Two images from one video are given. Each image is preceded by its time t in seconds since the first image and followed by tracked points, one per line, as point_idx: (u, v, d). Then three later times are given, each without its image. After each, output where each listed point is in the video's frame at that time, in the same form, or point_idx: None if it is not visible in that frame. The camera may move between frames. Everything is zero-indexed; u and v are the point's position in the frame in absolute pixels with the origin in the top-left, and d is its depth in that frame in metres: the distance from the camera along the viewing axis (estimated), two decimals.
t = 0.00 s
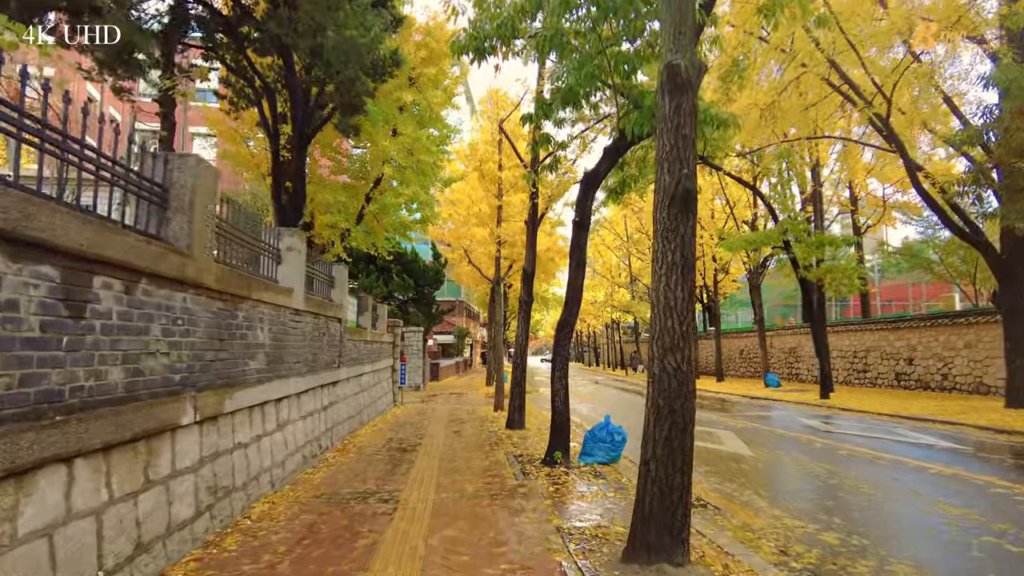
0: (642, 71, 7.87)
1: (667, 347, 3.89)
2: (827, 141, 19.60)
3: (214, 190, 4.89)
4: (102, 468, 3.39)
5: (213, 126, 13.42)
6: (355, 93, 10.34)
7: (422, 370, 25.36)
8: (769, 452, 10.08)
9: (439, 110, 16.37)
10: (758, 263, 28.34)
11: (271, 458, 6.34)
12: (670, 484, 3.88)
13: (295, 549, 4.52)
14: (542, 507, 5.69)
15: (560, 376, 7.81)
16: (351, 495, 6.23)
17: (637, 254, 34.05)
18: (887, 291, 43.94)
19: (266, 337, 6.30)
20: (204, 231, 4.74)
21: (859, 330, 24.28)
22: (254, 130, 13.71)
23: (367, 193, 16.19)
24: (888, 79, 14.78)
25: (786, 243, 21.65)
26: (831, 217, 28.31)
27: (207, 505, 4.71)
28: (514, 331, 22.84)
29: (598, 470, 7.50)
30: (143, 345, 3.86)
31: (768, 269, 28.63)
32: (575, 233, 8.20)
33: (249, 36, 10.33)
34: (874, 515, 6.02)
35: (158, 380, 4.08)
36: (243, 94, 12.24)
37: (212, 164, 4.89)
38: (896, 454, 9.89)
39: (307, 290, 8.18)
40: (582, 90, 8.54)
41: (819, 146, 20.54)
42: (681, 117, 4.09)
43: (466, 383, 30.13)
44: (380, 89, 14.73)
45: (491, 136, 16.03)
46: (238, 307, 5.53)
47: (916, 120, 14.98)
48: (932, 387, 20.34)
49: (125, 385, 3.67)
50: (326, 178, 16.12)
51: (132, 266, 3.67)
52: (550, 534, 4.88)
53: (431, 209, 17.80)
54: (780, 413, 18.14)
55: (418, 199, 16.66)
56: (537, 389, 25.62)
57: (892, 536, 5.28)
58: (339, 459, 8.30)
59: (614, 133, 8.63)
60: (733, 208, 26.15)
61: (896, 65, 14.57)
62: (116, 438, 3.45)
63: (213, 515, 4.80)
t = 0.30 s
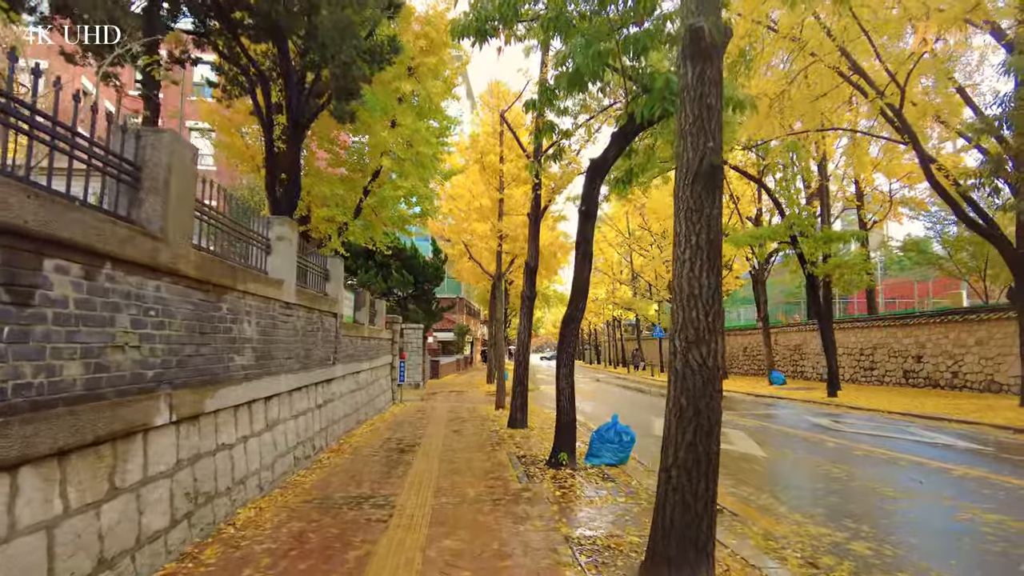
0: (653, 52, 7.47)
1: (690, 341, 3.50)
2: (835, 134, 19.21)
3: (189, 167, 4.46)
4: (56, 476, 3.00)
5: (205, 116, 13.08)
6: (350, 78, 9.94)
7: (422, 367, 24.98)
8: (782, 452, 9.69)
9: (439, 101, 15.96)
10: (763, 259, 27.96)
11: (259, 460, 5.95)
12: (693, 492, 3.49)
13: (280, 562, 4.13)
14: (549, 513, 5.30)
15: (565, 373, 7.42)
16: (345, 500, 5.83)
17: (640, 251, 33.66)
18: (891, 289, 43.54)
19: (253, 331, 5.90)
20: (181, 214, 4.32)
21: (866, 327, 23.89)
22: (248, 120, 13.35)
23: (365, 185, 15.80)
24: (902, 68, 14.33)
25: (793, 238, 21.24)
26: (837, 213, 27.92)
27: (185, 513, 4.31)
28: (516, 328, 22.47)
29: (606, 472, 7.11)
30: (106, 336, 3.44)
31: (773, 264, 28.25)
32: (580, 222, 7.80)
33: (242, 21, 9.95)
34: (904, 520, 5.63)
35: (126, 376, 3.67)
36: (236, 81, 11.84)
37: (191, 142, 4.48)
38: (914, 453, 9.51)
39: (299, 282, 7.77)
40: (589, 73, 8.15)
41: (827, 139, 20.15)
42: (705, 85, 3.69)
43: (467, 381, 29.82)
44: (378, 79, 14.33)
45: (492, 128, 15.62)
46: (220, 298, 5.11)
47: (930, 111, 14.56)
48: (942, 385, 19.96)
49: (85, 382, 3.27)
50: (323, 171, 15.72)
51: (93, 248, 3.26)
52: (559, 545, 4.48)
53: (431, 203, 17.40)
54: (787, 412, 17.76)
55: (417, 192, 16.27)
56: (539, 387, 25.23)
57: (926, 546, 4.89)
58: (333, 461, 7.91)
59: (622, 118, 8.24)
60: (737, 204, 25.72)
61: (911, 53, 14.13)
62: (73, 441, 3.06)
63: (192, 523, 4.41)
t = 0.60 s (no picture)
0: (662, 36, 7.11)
1: (712, 343, 3.13)
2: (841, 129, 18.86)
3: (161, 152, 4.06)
4: None
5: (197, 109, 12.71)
6: (345, 67, 9.56)
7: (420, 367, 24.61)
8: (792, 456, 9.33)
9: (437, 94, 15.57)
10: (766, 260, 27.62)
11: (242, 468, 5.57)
12: (716, 511, 3.12)
13: None
14: (552, 528, 4.92)
15: (568, 374, 7.05)
16: (334, 512, 5.46)
17: (641, 249, 33.32)
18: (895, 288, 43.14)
19: (236, 331, 5.51)
20: (150, 203, 3.90)
21: (871, 327, 23.51)
22: (241, 114, 12.98)
23: (362, 181, 15.43)
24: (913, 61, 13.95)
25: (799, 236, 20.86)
26: (841, 211, 27.57)
27: (154, 531, 3.92)
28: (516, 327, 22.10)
29: (611, 480, 6.74)
30: (56, 338, 3.06)
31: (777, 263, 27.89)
32: (584, 216, 7.41)
33: (235, 11, 9.59)
34: (931, 534, 5.26)
35: (84, 382, 3.28)
36: (228, 73, 11.43)
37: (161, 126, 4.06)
38: (931, 458, 9.14)
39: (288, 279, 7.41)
40: (593, 59, 7.77)
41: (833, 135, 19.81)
42: (729, 59, 3.32)
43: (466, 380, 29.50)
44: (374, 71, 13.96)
45: (492, 122, 15.24)
46: (197, 296, 4.72)
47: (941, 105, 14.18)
48: (950, 385, 19.61)
49: (28, 390, 2.89)
50: (319, 166, 15.35)
51: (37, 237, 2.88)
52: (564, 565, 4.10)
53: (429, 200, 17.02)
54: (793, 413, 17.38)
55: (415, 188, 15.89)
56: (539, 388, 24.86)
57: (960, 564, 4.52)
58: (324, 467, 7.53)
59: (627, 107, 7.87)
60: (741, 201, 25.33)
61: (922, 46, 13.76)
62: (12, 458, 2.68)
63: (163, 541, 4.03)
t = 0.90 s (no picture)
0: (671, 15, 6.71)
1: (744, 339, 2.71)
2: (848, 123, 18.46)
3: (122, 125, 3.64)
4: None
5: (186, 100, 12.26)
6: (337, 52, 9.14)
7: (418, 366, 24.21)
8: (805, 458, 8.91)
9: (434, 86, 15.15)
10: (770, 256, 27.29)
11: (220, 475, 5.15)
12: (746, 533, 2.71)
13: None
14: (555, 542, 4.50)
15: (571, 373, 6.63)
16: (319, 523, 5.04)
17: (642, 247, 32.91)
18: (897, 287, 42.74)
19: (212, 328, 5.08)
20: (107, 181, 3.48)
21: (877, 325, 23.12)
22: (232, 105, 12.54)
23: (357, 175, 15.00)
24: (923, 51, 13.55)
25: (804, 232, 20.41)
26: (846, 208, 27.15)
27: (111, 550, 3.49)
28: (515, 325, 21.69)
29: (618, 487, 6.33)
30: None
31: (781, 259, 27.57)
32: (588, 206, 6.99)
33: None
34: (969, 547, 4.83)
35: (19, 384, 2.87)
36: (216, 61, 10.97)
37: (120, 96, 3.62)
38: (950, 461, 8.74)
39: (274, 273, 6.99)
40: (597, 39, 7.33)
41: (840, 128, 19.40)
42: (759, 11, 2.89)
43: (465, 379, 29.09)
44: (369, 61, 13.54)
45: (491, 114, 14.83)
46: (166, 288, 4.29)
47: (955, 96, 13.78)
48: (959, 384, 19.21)
49: None
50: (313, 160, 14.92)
51: None
52: None
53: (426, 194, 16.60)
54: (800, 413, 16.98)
55: (411, 182, 15.44)
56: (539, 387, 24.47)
57: None
58: (312, 472, 7.11)
59: (634, 91, 7.46)
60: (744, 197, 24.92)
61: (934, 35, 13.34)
62: None
63: (122, 562, 3.60)
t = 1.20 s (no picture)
0: None
1: (794, 333, 2.38)
2: (857, 116, 18.06)
3: (83, 94, 3.24)
4: None
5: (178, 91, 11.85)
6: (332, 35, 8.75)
7: (418, 365, 23.83)
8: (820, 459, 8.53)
9: (434, 76, 14.75)
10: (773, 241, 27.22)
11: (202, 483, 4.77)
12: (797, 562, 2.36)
13: None
14: (565, 557, 4.12)
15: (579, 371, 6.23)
16: (308, 534, 4.66)
17: (644, 244, 32.51)
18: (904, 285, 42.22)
19: (193, 323, 4.70)
20: (64, 156, 3.09)
21: (885, 323, 22.71)
22: (226, 97, 12.11)
23: (355, 169, 14.60)
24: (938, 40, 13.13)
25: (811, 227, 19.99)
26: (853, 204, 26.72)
27: (69, 572, 3.10)
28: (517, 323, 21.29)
29: (629, 493, 5.95)
30: None
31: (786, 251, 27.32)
32: (597, 193, 6.60)
33: None
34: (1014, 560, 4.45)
35: None
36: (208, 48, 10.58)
37: (81, 62, 3.24)
38: (974, 463, 8.34)
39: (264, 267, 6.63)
40: (606, 17, 6.93)
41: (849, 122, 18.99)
42: None
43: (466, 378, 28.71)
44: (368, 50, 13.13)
45: (493, 106, 14.44)
46: (138, 279, 3.90)
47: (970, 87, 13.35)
48: (970, 383, 18.83)
49: None
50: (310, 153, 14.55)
51: None
52: None
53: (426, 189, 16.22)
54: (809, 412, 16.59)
55: (411, 176, 15.05)
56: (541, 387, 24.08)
57: None
58: (305, 477, 6.73)
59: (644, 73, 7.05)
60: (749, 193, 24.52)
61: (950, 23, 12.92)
62: None
63: None
